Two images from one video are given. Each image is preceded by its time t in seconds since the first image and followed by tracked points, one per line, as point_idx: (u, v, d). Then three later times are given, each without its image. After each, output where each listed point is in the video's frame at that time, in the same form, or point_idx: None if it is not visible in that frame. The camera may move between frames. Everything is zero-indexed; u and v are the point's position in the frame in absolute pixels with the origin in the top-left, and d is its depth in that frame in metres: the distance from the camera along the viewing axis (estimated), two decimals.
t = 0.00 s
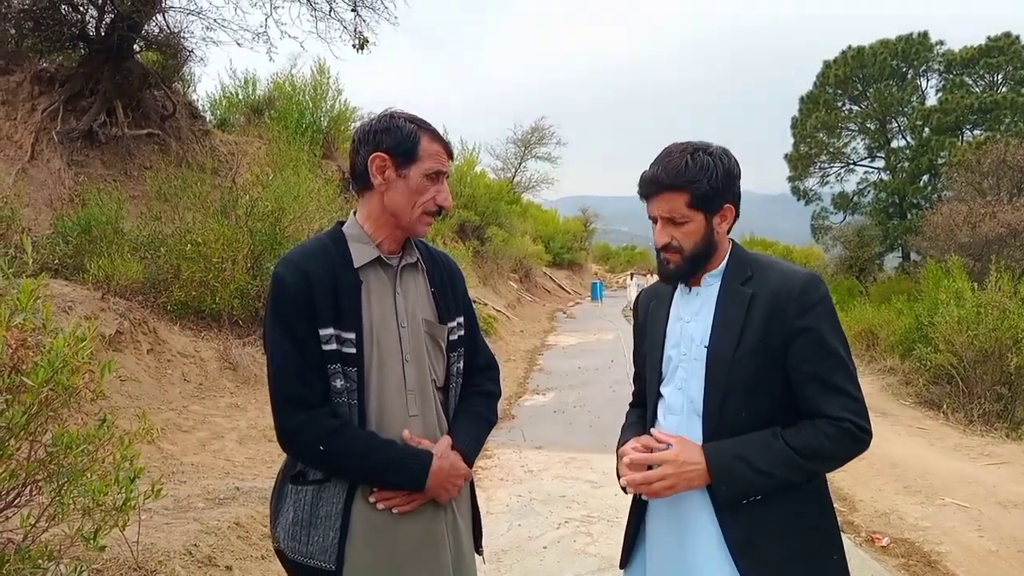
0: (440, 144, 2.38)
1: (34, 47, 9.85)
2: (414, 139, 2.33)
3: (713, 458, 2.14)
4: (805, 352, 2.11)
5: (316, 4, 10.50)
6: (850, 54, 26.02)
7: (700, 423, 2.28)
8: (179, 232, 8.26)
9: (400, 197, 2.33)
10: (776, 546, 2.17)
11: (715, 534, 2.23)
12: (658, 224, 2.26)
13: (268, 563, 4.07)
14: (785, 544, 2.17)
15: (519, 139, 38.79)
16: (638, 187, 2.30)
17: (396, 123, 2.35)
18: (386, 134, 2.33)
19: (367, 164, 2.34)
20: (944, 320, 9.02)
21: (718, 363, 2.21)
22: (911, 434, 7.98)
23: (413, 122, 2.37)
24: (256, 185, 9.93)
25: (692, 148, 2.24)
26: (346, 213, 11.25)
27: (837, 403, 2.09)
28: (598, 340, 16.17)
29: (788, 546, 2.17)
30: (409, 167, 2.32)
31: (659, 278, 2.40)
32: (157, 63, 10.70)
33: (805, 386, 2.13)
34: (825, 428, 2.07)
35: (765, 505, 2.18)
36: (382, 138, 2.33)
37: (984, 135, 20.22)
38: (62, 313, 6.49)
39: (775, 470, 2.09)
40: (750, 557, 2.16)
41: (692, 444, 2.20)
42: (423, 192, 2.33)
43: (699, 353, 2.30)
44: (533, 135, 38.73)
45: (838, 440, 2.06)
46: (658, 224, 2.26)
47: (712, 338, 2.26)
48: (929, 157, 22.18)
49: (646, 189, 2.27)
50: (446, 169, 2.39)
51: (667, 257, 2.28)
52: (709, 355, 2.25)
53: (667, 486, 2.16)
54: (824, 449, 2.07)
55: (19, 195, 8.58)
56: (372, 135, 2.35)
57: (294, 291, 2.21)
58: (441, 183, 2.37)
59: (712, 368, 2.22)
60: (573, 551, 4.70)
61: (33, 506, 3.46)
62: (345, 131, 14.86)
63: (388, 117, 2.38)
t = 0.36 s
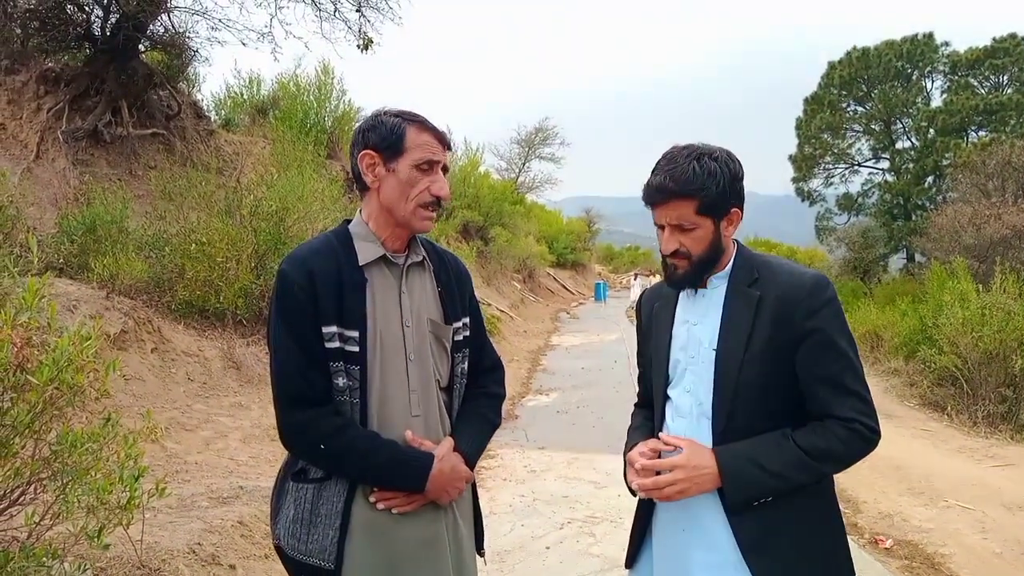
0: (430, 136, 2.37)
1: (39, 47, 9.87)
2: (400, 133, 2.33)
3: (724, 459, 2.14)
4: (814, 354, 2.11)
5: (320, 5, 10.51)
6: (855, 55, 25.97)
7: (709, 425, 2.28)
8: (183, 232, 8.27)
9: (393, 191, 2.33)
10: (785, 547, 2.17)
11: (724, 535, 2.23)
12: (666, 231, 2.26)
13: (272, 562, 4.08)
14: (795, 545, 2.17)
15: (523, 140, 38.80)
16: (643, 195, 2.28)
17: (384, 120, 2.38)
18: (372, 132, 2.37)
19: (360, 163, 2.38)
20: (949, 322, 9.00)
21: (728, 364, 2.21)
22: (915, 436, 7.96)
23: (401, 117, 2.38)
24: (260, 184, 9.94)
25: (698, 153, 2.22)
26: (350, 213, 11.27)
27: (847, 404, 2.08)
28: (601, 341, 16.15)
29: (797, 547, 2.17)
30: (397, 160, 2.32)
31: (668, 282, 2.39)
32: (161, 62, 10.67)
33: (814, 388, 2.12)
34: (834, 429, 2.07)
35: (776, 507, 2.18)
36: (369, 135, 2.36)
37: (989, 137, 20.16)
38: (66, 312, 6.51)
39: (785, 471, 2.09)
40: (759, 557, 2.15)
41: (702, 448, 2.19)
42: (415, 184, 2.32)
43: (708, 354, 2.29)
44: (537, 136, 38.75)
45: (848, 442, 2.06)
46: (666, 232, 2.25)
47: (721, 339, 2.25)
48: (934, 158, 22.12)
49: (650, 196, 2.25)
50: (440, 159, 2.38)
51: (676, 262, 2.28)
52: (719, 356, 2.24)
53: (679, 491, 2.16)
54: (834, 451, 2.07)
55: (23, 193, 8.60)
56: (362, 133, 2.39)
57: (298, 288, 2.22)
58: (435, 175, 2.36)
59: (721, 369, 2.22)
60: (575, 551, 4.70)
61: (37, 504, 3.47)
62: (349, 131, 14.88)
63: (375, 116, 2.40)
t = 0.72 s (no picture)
0: (421, 133, 2.36)
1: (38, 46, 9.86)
2: (390, 132, 2.33)
3: (726, 458, 2.14)
4: (815, 354, 2.12)
5: (320, 4, 10.52)
6: (853, 56, 26.00)
7: (710, 424, 2.28)
8: (182, 232, 8.28)
9: (385, 191, 2.32)
10: (786, 546, 2.17)
11: (725, 534, 2.23)
12: (675, 229, 2.25)
13: (270, 562, 4.08)
14: (795, 545, 2.18)
15: (522, 140, 38.86)
16: (652, 190, 2.28)
17: (374, 119, 2.37)
18: (363, 132, 2.37)
19: (353, 164, 2.39)
20: (947, 322, 9.02)
21: (729, 364, 2.21)
22: (914, 435, 7.97)
23: (391, 116, 2.38)
24: (259, 183, 9.95)
25: (706, 150, 2.22)
26: (349, 212, 11.28)
27: (848, 404, 2.09)
28: (600, 341, 16.15)
29: (797, 547, 2.18)
30: (388, 160, 2.32)
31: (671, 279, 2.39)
32: (160, 62, 10.67)
33: (815, 388, 2.13)
34: (836, 429, 2.08)
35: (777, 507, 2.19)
36: (361, 135, 2.37)
37: (988, 137, 20.18)
38: (65, 311, 6.51)
39: (786, 471, 2.10)
40: (760, 557, 2.16)
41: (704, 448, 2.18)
42: (407, 183, 2.31)
43: (709, 353, 2.29)
44: (536, 136, 38.77)
45: (849, 441, 2.07)
46: (675, 230, 2.25)
47: (722, 338, 2.26)
48: (933, 158, 22.16)
49: (659, 192, 2.24)
50: (433, 157, 2.37)
51: (683, 261, 2.28)
52: (720, 355, 2.25)
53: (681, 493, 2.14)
54: (835, 451, 2.07)
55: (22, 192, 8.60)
56: (354, 134, 2.40)
57: (291, 287, 2.23)
58: (427, 174, 2.35)
59: (723, 369, 2.22)
60: (574, 550, 4.70)
61: (35, 503, 3.47)
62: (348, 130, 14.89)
63: (367, 116, 2.40)
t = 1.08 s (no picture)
0: (419, 135, 2.36)
1: (36, 47, 9.85)
2: (387, 133, 2.32)
3: (724, 459, 2.15)
4: (813, 356, 2.11)
5: (318, 6, 10.52)
6: (851, 58, 26.06)
7: (709, 424, 2.28)
8: (180, 233, 8.27)
9: (382, 192, 2.32)
10: (784, 547, 2.17)
11: (724, 535, 2.23)
12: (698, 219, 2.24)
13: (268, 563, 4.08)
14: (793, 546, 2.18)
15: (520, 141, 38.88)
16: (668, 183, 2.27)
17: (371, 120, 2.37)
18: (360, 132, 2.37)
19: (349, 165, 2.39)
20: (945, 323, 9.05)
21: (728, 365, 2.22)
22: (911, 437, 7.98)
23: (388, 116, 2.38)
24: (258, 184, 9.94)
25: (715, 144, 2.28)
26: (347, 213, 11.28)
27: (845, 406, 2.09)
28: (598, 342, 16.17)
29: (796, 548, 2.18)
30: (387, 160, 2.32)
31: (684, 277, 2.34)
32: (158, 63, 10.56)
33: (813, 389, 2.13)
34: (833, 430, 2.08)
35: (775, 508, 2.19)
36: (360, 135, 2.36)
37: (986, 139, 20.23)
38: (63, 312, 6.50)
39: (783, 471, 2.10)
40: (758, 557, 2.16)
41: (703, 450, 2.21)
42: (404, 185, 2.31)
43: (708, 355, 2.30)
44: (535, 137, 38.81)
45: (847, 443, 2.07)
46: (699, 219, 2.24)
47: (721, 340, 2.26)
48: (931, 160, 22.19)
49: (681, 183, 2.23)
50: (437, 157, 2.43)
51: (704, 253, 2.26)
52: (719, 357, 2.25)
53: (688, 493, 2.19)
54: (833, 452, 2.07)
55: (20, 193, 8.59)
56: (351, 135, 2.39)
57: (286, 290, 2.22)
58: (425, 175, 2.35)
59: (722, 371, 2.22)
60: (572, 552, 4.70)
61: (32, 505, 3.46)
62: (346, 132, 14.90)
63: (366, 116, 2.39)
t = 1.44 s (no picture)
0: (425, 137, 2.37)
1: (43, 47, 9.92)
2: (393, 135, 2.32)
3: (730, 459, 2.15)
4: (820, 357, 2.11)
5: (324, 7, 10.56)
6: (857, 59, 26.02)
7: (715, 425, 2.28)
8: (186, 233, 8.29)
9: (390, 193, 2.32)
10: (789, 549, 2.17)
11: (730, 536, 2.23)
12: (720, 215, 2.25)
13: (272, 562, 4.09)
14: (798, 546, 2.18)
15: (525, 142, 38.92)
16: (685, 181, 2.26)
17: (376, 121, 2.37)
18: (365, 134, 2.36)
19: (354, 166, 2.38)
20: (950, 326, 9.05)
21: (735, 367, 2.22)
22: (916, 440, 7.96)
23: (393, 118, 2.37)
24: (263, 184, 9.97)
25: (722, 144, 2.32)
26: (352, 213, 11.30)
27: (851, 406, 2.09)
28: (602, 343, 16.16)
29: (801, 548, 2.18)
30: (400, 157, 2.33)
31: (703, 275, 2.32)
32: (165, 63, 10.76)
33: (819, 390, 2.12)
34: (838, 429, 2.08)
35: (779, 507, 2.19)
36: (368, 133, 2.35)
37: (992, 141, 20.17)
38: (69, 311, 6.52)
39: (791, 471, 2.10)
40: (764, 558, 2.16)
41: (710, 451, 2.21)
42: (411, 186, 2.31)
43: (715, 356, 2.30)
44: (539, 138, 38.84)
45: (852, 443, 2.06)
46: (721, 215, 2.24)
47: (728, 341, 2.26)
48: (937, 162, 22.14)
49: (702, 179, 2.23)
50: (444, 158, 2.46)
51: (726, 250, 2.26)
52: (726, 358, 2.25)
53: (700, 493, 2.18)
54: (839, 453, 2.07)
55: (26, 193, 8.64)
56: (355, 136, 2.39)
57: (291, 291, 2.22)
58: (431, 177, 2.36)
59: (729, 372, 2.22)
60: (576, 554, 4.70)
61: (38, 503, 3.47)
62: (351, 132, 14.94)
63: (373, 116, 2.39)
